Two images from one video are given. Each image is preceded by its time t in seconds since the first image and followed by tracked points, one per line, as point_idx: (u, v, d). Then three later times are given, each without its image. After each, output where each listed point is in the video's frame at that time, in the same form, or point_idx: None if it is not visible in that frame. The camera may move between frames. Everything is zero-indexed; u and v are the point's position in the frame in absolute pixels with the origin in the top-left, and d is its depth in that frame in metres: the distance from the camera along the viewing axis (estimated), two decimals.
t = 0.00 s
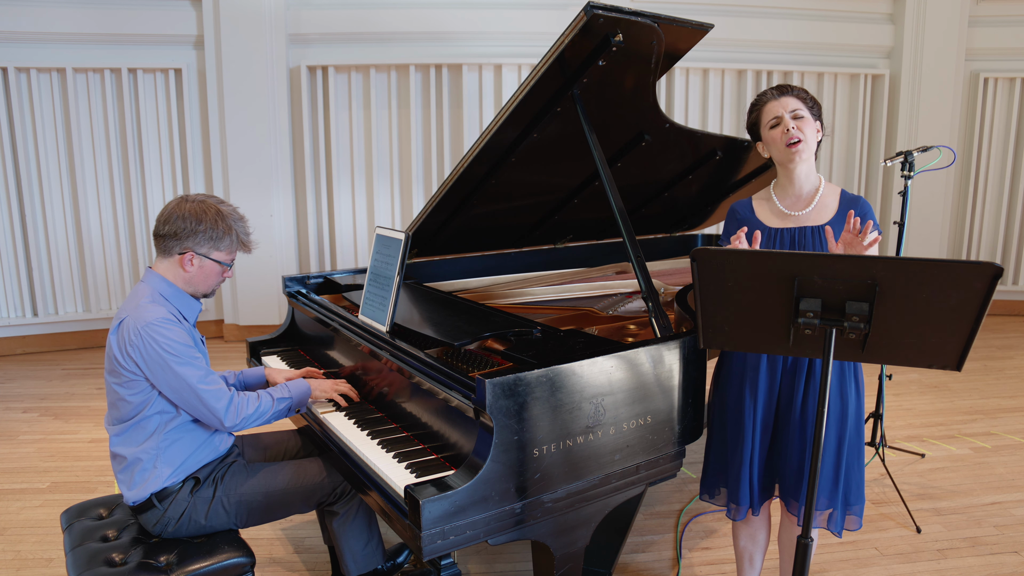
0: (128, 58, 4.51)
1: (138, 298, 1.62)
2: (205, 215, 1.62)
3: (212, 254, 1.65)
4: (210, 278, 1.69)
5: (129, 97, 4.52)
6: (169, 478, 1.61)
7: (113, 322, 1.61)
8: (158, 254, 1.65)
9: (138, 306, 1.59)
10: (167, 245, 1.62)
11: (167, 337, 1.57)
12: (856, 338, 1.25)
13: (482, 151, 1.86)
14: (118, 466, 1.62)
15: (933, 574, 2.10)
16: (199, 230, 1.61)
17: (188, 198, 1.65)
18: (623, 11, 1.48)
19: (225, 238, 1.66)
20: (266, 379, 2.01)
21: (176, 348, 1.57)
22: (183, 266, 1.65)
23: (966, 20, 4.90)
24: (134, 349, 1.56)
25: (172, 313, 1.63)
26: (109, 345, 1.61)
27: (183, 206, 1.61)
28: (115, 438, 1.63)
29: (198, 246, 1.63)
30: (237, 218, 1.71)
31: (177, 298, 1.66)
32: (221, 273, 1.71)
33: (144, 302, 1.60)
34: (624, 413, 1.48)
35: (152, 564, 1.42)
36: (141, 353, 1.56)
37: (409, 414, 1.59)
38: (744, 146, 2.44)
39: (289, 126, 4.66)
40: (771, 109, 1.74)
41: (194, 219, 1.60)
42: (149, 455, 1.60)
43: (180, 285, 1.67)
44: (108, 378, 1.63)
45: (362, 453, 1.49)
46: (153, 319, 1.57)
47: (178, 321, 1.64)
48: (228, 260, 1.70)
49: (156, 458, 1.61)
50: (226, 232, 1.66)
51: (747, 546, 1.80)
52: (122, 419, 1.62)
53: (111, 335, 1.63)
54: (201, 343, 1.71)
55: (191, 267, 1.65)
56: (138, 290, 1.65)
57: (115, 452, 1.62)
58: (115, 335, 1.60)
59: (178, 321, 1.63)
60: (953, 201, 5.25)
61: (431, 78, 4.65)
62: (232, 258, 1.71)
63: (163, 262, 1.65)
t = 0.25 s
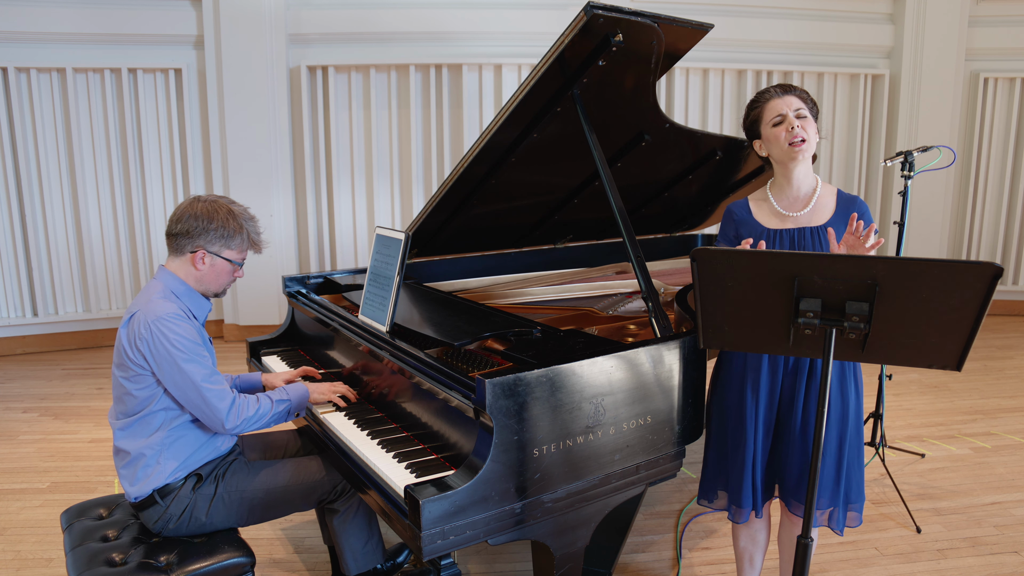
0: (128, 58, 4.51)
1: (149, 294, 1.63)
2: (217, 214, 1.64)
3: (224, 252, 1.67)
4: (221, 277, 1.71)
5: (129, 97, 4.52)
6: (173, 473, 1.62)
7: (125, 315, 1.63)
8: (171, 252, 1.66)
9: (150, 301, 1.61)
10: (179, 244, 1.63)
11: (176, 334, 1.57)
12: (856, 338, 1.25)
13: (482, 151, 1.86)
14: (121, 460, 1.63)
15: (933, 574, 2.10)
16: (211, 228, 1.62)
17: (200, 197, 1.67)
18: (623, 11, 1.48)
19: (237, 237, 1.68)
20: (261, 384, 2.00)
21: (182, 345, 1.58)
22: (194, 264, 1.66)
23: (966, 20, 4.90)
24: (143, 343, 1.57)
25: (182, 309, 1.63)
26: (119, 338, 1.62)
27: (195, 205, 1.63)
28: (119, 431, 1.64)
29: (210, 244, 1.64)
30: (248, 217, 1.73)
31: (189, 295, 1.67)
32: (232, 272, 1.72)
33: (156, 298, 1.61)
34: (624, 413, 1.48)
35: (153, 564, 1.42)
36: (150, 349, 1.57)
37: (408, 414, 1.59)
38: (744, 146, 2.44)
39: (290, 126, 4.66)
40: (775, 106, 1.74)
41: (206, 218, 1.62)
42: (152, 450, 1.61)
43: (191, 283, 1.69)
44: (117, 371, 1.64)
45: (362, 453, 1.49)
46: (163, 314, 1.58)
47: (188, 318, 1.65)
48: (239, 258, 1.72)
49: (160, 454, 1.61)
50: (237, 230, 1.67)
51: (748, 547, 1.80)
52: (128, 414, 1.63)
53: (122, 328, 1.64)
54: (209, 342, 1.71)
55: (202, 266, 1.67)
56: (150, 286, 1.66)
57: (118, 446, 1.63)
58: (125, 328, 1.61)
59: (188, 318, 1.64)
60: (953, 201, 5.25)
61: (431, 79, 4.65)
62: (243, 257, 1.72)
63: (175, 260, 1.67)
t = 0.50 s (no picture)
0: (128, 58, 4.51)
1: (162, 290, 1.63)
2: (227, 212, 1.65)
3: (235, 250, 1.68)
4: (232, 275, 1.72)
5: (129, 97, 4.52)
6: (177, 470, 1.63)
7: (137, 310, 1.63)
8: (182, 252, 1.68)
9: (162, 297, 1.61)
10: (191, 243, 1.65)
11: (186, 331, 1.58)
12: (856, 338, 1.25)
13: (482, 152, 1.86)
14: (126, 456, 1.63)
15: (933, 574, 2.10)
16: (221, 226, 1.64)
17: (210, 198, 1.69)
18: (623, 11, 1.48)
19: (248, 235, 1.69)
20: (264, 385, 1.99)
21: (191, 342, 1.58)
22: (206, 263, 1.67)
23: (966, 20, 4.90)
24: (153, 338, 1.57)
25: (194, 307, 1.64)
26: (130, 332, 1.62)
27: (205, 205, 1.65)
28: (125, 425, 1.64)
29: (221, 242, 1.66)
30: (258, 216, 1.74)
31: (201, 294, 1.68)
32: (244, 270, 1.73)
33: (168, 294, 1.62)
34: (624, 413, 1.48)
35: (153, 564, 1.42)
36: (160, 345, 1.57)
37: (408, 413, 1.59)
38: (744, 146, 2.44)
39: (289, 126, 4.66)
40: (772, 107, 1.74)
41: (216, 216, 1.63)
42: (158, 447, 1.62)
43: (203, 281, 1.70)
44: (125, 366, 1.64)
45: (362, 453, 1.49)
46: (175, 310, 1.58)
47: (199, 316, 1.65)
48: (250, 256, 1.73)
49: (165, 451, 1.63)
50: (248, 228, 1.69)
51: (747, 547, 1.80)
52: (135, 409, 1.64)
53: (133, 323, 1.64)
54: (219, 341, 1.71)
55: (213, 264, 1.68)
56: (162, 283, 1.66)
57: (123, 442, 1.64)
58: (136, 323, 1.61)
59: (199, 316, 1.64)
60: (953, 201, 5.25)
61: (431, 79, 4.65)
62: (254, 255, 1.74)
63: (187, 260, 1.68)
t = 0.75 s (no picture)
0: (128, 58, 4.51)
1: (172, 288, 1.64)
2: (238, 212, 1.66)
3: (245, 250, 1.69)
4: (243, 274, 1.72)
5: (129, 98, 4.52)
6: (180, 469, 1.63)
7: (147, 307, 1.64)
8: (192, 252, 1.68)
9: (172, 294, 1.62)
10: (202, 243, 1.66)
11: (195, 329, 1.58)
12: (856, 338, 1.25)
13: (482, 152, 1.86)
14: (129, 452, 1.64)
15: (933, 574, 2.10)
16: (232, 227, 1.65)
17: (220, 198, 1.70)
18: (623, 11, 1.48)
19: (258, 235, 1.69)
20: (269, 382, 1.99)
21: (200, 341, 1.58)
22: (216, 263, 1.68)
23: (966, 20, 4.90)
24: (162, 335, 1.57)
25: (203, 305, 1.64)
26: (140, 329, 1.63)
27: (214, 206, 1.66)
28: (130, 422, 1.65)
29: (232, 242, 1.66)
30: (268, 215, 1.75)
31: (210, 293, 1.68)
32: (254, 269, 1.74)
33: (179, 292, 1.62)
34: (624, 413, 1.48)
35: (153, 564, 1.42)
36: (168, 342, 1.57)
37: (409, 413, 1.59)
38: (744, 146, 2.44)
39: (289, 126, 4.66)
40: (766, 113, 1.72)
41: (226, 216, 1.64)
42: (162, 445, 1.62)
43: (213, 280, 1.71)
44: (133, 362, 1.65)
45: (362, 453, 1.49)
46: (185, 308, 1.59)
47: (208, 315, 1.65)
48: (260, 255, 1.73)
49: (168, 449, 1.63)
50: (258, 228, 1.69)
51: (746, 547, 1.80)
52: (141, 406, 1.64)
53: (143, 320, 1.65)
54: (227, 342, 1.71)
55: (224, 264, 1.68)
56: (173, 282, 1.67)
57: (127, 438, 1.64)
58: (146, 320, 1.61)
59: (208, 315, 1.64)
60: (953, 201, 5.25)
61: (431, 79, 4.65)
62: (264, 254, 1.74)
63: (197, 259, 1.69)
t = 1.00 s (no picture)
0: (127, 58, 4.51)
1: (180, 289, 1.64)
2: (250, 216, 1.67)
3: (256, 253, 1.70)
4: (252, 277, 1.73)
5: (129, 97, 4.52)
6: (180, 469, 1.63)
7: (153, 307, 1.63)
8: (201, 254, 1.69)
9: (180, 295, 1.61)
10: (213, 246, 1.66)
11: (201, 331, 1.58)
12: (856, 338, 1.25)
13: (482, 152, 1.86)
14: (131, 451, 1.64)
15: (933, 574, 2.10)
16: (244, 230, 1.66)
17: (229, 201, 1.70)
18: (623, 11, 1.48)
19: (269, 238, 1.71)
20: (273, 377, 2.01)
21: (203, 344, 1.57)
22: (227, 266, 1.69)
23: (966, 20, 4.90)
24: (167, 337, 1.57)
25: (210, 308, 1.64)
26: (146, 328, 1.63)
27: (226, 209, 1.66)
28: (132, 421, 1.64)
29: (244, 246, 1.67)
30: (277, 218, 1.76)
31: (217, 295, 1.68)
32: (263, 272, 1.75)
33: (186, 294, 1.62)
34: (624, 413, 1.48)
35: (153, 564, 1.42)
36: (173, 344, 1.57)
37: (408, 414, 1.59)
38: (744, 146, 2.44)
39: (289, 126, 4.66)
40: (759, 122, 1.69)
41: (238, 220, 1.65)
42: (163, 445, 1.62)
43: (221, 283, 1.71)
44: (138, 361, 1.65)
45: (362, 453, 1.49)
46: (193, 310, 1.59)
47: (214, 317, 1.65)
48: (270, 258, 1.75)
49: (170, 449, 1.63)
50: (270, 231, 1.71)
51: (746, 547, 1.80)
52: (144, 405, 1.64)
53: (149, 319, 1.65)
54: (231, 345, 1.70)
55: (235, 267, 1.69)
56: (181, 282, 1.67)
57: (128, 436, 1.64)
58: (152, 320, 1.61)
59: (214, 317, 1.64)
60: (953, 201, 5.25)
61: (431, 79, 4.65)
62: (273, 257, 1.76)
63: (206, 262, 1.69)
